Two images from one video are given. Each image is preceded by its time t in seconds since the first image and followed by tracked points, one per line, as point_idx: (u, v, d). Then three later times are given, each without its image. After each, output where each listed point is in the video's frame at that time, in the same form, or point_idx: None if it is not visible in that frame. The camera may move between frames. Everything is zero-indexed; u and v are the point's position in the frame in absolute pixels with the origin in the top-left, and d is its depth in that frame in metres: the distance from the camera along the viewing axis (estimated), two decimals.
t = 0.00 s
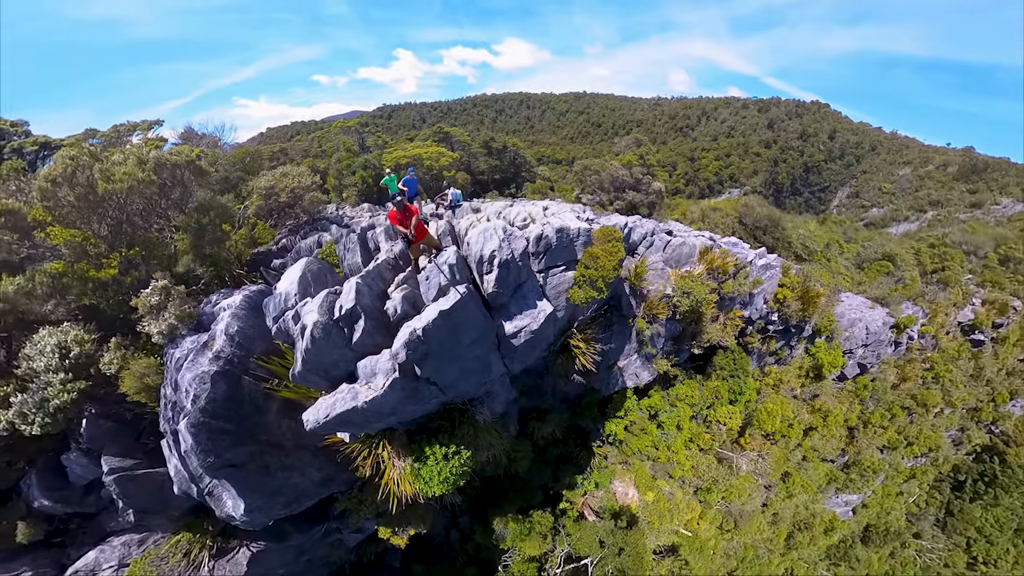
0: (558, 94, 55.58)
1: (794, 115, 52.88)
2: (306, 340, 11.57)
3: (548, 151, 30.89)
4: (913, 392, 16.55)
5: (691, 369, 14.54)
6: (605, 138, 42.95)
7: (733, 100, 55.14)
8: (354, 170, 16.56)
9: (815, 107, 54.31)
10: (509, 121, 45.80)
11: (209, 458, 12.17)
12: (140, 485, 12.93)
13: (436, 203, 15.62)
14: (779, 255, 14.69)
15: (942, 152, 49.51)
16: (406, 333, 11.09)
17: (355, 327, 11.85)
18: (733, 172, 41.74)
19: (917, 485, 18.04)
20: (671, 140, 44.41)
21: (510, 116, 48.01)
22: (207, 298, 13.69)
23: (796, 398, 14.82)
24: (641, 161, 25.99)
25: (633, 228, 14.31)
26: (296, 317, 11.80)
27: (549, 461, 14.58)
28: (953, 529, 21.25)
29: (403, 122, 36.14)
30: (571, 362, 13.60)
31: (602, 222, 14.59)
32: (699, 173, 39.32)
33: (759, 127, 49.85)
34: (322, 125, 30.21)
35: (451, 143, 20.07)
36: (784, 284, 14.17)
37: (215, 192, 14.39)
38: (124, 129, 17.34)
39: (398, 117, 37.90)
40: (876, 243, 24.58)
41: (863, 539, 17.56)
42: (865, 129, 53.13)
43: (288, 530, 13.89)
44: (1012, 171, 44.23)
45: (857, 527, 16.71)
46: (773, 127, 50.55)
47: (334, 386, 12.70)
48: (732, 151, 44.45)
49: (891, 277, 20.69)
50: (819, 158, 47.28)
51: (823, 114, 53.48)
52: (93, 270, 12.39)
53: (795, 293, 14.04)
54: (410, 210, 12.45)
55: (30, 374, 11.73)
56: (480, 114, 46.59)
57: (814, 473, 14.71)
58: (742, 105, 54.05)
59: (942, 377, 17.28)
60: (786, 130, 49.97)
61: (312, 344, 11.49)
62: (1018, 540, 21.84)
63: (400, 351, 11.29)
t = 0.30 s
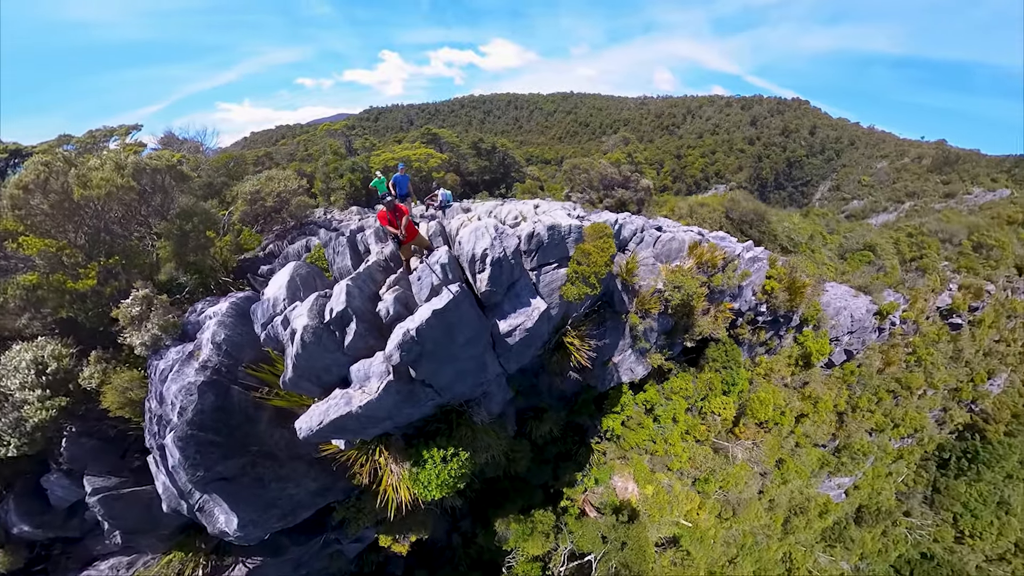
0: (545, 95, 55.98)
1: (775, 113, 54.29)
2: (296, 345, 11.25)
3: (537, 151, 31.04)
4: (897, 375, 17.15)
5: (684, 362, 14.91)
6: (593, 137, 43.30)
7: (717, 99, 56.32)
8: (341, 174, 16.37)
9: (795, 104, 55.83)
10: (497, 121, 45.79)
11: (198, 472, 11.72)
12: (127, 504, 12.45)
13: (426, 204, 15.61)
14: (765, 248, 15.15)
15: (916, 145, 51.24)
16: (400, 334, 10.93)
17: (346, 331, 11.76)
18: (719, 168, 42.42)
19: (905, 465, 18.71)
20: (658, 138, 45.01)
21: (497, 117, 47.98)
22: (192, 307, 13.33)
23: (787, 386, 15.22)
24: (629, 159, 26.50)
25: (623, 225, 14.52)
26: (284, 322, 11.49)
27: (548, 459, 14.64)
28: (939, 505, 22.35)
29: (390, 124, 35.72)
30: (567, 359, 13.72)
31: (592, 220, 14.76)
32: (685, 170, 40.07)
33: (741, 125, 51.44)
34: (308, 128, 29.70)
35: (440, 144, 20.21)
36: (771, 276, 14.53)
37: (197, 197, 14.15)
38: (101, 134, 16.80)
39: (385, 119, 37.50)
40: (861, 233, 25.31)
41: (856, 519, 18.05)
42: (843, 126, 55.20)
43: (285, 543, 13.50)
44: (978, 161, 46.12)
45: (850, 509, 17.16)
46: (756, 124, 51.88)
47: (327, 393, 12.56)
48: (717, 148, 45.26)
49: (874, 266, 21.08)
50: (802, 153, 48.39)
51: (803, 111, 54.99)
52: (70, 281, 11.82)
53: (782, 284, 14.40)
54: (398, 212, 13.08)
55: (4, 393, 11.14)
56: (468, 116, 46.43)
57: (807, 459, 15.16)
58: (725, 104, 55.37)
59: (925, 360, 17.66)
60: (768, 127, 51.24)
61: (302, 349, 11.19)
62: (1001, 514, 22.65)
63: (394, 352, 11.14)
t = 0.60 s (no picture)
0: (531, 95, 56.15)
1: (757, 110, 55.46)
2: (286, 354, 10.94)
3: (525, 151, 31.07)
4: (881, 359, 17.76)
5: (677, 356, 15.18)
6: (581, 137, 43.49)
7: (700, 97, 57.43)
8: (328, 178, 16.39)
9: (776, 101, 57.23)
10: (485, 122, 45.59)
11: (190, 491, 11.28)
12: (114, 528, 11.96)
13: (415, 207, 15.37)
14: (751, 241, 15.48)
15: (892, 139, 52.71)
16: (394, 340, 10.83)
17: (339, 338, 11.48)
18: (704, 165, 42.99)
19: (892, 446, 19.47)
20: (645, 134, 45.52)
21: (485, 118, 47.67)
22: (176, 320, 12.89)
23: (777, 374, 15.67)
24: (618, 158, 26.91)
25: (613, 222, 14.69)
26: (273, 332, 11.20)
27: (547, 458, 14.65)
28: (926, 482, 22.51)
29: (377, 126, 35.02)
30: (561, 357, 13.88)
31: (582, 218, 14.86)
32: (672, 168, 40.73)
33: (725, 123, 52.58)
34: (293, 132, 29.09)
35: (428, 146, 20.24)
36: (758, 268, 14.86)
37: (178, 205, 13.86)
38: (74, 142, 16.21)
39: (372, 122, 36.86)
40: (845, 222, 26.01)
41: (849, 501, 18.57)
42: (823, 121, 56.24)
43: (283, 558, 13.21)
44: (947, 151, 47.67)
45: (842, 490, 17.72)
46: (739, 121, 53.10)
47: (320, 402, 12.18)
48: (702, 145, 45.94)
49: (854, 256, 19.99)
50: (783, 149, 49.51)
51: (784, 108, 56.25)
52: (46, 295, 11.26)
53: (769, 276, 14.75)
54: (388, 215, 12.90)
55: None
56: (455, 117, 46.08)
57: (799, 445, 15.64)
58: (709, 102, 56.50)
59: (907, 344, 18.36)
60: (751, 124, 52.38)
61: (293, 359, 10.88)
62: (986, 488, 23.08)
63: (388, 359, 11.02)
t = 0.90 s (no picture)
0: (517, 96, 56.20)
1: (739, 107, 56.66)
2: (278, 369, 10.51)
3: (512, 152, 31.15)
4: (864, 344, 18.32)
5: (668, 351, 15.44)
6: (568, 136, 43.61)
7: (683, 96, 58.50)
8: (314, 183, 16.30)
9: (757, 98, 58.37)
10: (472, 123, 45.38)
11: (182, 514, 10.84)
12: (102, 556, 11.43)
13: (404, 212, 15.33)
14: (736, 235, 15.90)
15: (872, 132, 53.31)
16: (387, 350, 10.64)
17: (331, 350, 11.08)
18: (689, 162, 43.48)
19: (877, 427, 20.15)
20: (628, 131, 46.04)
21: (473, 120, 47.41)
22: (160, 335, 12.32)
23: (766, 364, 16.12)
24: (606, 158, 27.31)
25: (601, 222, 14.97)
26: (263, 347, 10.77)
27: (546, 457, 14.72)
28: (910, 460, 22.78)
29: (363, 129, 34.31)
30: (555, 358, 13.82)
31: (571, 219, 14.88)
32: (658, 165, 41.35)
33: (708, 121, 53.82)
34: (276, 137, 28.50)
35: (415, 149, 20.39)
36: (744, 261, 15.28)
37: (157, 216, 13.45)
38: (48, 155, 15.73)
39: (357, 125, 36.12)
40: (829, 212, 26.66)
41: (839, 482, 19.02)
42: (802, 117, 56.92)
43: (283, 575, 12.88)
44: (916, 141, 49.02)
45: (833, 472, 18.27)
46: (722, 119, 54.24)
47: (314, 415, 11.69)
48: (687, 143, 46.71)
49: (834, 246, 20.50)
50: (763, 145, 50.65)
51: (765, 104, 57.47)
52: (19, 316, 10.94)
53: (754, 269, 15.16)
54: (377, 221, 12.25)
55: None
56: (442, 119, 45.69)
57: (789, 430, 16.19)
58: (692, 100, 57.69)
59: (887, 330, 18.74)
60: (733, 122, 53.51)
61: (285, 374, 10.44)
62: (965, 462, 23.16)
63: (382, 369, 10.83)
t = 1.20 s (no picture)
0: (501, 97, 56.07)
1: (721, 105, 57.64)
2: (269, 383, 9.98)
3: (498, 153, 31.05)
4: (847, 330, 18.89)
5: (660, 345, 15.73)
6: (554, 135, 43.68)
7: (664, 94, 59.43)
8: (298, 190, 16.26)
9: (737, 95, 59.38)
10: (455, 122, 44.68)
11: (175, 539, 10.21)
12: None
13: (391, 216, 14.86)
14: (722, 229, 16.27)
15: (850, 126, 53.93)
16: (380, 358, 10.14)
17: (324, 361, 10.51)
18: (674, 159, 44.14)
19: (862, 409, 20.78)
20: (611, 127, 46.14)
21: (458, 122, 46.69)
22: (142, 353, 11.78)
23: (755, 353, 16.60)
24: (592, 158, 27.60)
25: (590, 221, 15.15)
26: (252, 361, 10.21)
27: (544, 456, 14.71)
28: (895, 438, 21.88)
29: (347, 133, 33.19)
30: (549, 356, 13.96)
31: (560, 218, 14.76)
32: (643, 163, 41.81)
33: (691, 119, 54.76)
34: (256, 141, 27.67)
35: (402, 152, 20.54)
36: (730, 255, 15.63)
37: (133, 228, 12.91)
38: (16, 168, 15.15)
39: (340, 127, 35.05)
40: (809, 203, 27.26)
41: (829, 463, 19.19)
42: (781, 114, 57.56)
43: None
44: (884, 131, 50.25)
45: (823, 454, 18.78)
46: (704, 117, 55.09)
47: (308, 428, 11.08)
48: (670, 140, 47.30)
49: (815, 237, 21.31)
50: (745, 140, 51.12)
51: (745, 101, 58.37)
52: None
53: (740, 262, 15.55)
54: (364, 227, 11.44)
55: None
56: (428, 121, 45.14)
57: (779, 416, 16.72)
58: (674, 99, 58.46)
59: (867, 315, 19.29)
60: (714, 119, 54.43)
61: (277, 388, 9.92)
62: (946, 437, 22.50)
63: (376, 378, 10.27)
